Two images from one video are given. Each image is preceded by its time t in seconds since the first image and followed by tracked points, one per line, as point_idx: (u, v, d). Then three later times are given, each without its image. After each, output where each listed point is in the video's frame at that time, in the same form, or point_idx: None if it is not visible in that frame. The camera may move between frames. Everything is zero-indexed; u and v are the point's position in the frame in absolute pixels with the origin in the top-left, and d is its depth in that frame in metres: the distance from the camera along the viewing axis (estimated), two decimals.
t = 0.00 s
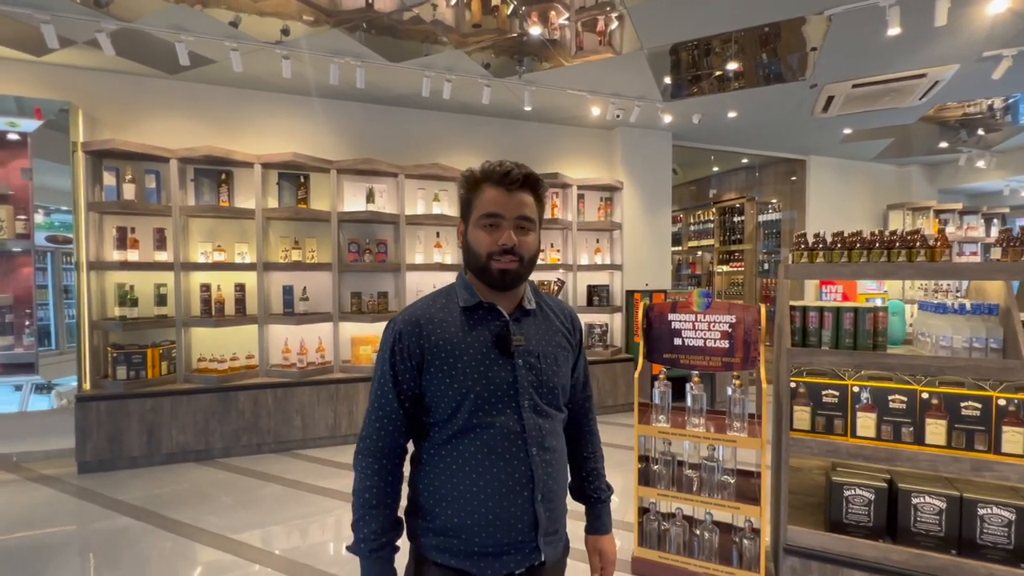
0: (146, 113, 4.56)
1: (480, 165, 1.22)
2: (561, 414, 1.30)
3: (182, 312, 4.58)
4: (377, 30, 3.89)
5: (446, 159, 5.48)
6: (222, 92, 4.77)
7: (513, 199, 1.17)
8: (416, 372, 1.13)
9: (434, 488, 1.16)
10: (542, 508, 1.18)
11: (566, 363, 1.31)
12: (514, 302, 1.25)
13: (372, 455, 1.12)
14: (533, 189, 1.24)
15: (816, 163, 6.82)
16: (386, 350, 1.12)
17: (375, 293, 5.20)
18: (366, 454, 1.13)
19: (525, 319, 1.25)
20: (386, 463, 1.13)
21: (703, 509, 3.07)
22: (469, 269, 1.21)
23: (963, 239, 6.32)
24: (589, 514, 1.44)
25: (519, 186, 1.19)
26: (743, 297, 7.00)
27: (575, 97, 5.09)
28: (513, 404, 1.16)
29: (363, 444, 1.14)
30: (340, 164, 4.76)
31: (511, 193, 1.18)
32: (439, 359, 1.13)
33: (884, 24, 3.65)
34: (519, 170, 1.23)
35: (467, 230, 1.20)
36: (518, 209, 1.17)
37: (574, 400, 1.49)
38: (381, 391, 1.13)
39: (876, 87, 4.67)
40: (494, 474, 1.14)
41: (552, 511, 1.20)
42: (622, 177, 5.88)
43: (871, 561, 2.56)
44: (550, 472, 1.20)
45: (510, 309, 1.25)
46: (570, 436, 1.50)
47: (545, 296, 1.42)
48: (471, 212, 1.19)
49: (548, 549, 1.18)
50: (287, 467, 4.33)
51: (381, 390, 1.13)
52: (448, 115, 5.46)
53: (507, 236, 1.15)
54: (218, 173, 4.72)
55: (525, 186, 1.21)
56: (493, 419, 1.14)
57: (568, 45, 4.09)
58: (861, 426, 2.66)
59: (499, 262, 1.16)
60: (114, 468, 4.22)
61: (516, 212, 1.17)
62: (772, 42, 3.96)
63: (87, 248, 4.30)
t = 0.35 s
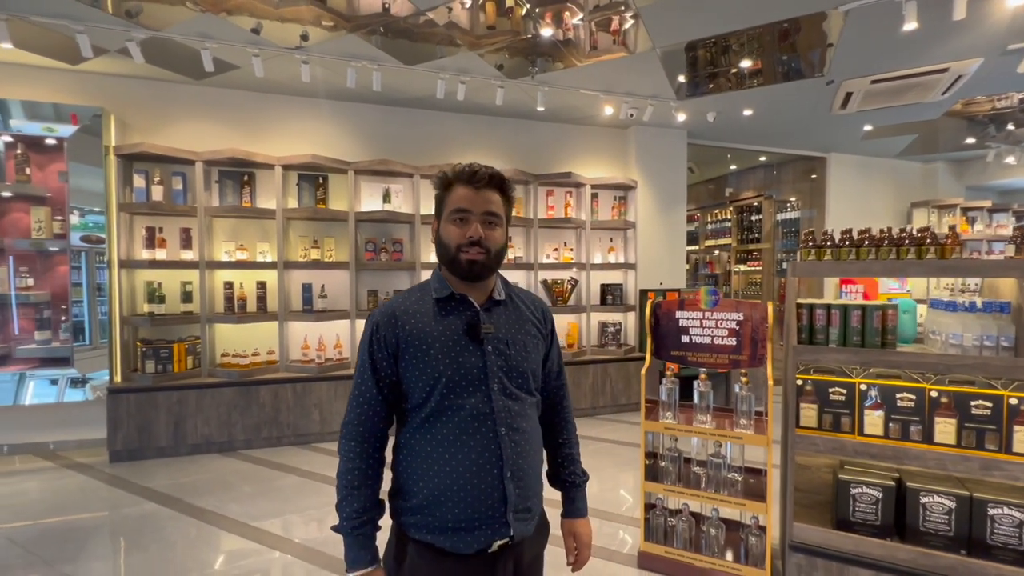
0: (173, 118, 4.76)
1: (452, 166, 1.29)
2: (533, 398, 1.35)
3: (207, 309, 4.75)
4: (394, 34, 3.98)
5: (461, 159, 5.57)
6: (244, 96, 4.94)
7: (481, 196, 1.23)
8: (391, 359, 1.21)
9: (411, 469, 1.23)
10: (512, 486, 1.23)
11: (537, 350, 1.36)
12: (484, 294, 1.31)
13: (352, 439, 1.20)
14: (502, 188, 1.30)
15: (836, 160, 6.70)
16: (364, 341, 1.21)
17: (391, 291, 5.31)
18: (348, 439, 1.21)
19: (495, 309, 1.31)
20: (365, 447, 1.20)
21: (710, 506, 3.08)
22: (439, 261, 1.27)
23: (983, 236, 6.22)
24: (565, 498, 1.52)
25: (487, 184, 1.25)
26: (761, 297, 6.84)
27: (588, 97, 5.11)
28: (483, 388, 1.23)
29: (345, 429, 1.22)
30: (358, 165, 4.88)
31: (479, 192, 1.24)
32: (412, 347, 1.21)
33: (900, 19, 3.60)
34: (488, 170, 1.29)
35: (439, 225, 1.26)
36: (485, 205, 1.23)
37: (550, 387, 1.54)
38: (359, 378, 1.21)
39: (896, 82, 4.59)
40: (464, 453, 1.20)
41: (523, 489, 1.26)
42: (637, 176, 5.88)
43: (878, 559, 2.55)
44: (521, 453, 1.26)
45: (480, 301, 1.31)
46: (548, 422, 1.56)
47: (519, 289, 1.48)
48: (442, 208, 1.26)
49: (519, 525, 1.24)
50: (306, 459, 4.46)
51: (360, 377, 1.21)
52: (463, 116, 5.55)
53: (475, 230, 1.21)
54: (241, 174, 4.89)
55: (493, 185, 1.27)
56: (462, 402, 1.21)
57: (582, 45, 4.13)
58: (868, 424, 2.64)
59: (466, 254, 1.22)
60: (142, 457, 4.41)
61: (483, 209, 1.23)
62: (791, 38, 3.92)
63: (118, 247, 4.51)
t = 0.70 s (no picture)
0: (193, 121, 4.87)
1: (437, 169, 1.31)
2: (504, 394, 1.39)
3: (225, 307, 4.86)
4: (406, 36, 4.04)
5: (473, 159, 5.61)
6: (260, 99, 5.04)
7: (465, 202, 1.26)
8: (365, 361, 1.23)
9: (387, 463, 1.26)
10: (484, 478, 1.28)
11: (508, 348, 1.40)
12: (459, 296, 1.34)
13: (329, 438, 1.23)
14: (485, 195, 1.33)
15: (852, 159, 6.63)
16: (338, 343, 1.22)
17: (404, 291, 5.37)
18: (325, 438, 1.24)
19: (468, 310, 1.34)
20: (341, 445, 1.23)
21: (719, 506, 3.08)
22: (418, 260, 1.29)
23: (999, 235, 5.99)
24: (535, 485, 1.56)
25: (471, 190, 1.28)
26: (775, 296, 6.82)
27: (600, 97, 5.12)
28: (455, 386, 1.26)
29: (321, 429, 1.24)
30: (372, 166, 4.95)
31: (463, 197, 1.26)
32: (387, 348, 1.23)
33: (916, 15, 3.55)
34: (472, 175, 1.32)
35: (420, 226, 1.28)
36: (467, 211, 1.26)
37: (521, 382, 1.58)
38: (334, 380, 1.23)
39: (913, 79, 4.53)
40: (437, 448, 1.24)
41: (495, 480, 1.31)
42: (649, 176, 5.87)
43: (887, 560, 2.53)
44: (493, 447, 1.31)
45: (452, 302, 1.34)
46: (518, 413, 1.59)
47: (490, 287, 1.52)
48: (425, 210, 1.28)
49: (491, 513, 1.29)
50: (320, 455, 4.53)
51: (334, 378, 1.22)
52: (476, 118, 5.60)
53: (456, 234, 1.24)
54: (258, 176, 5.00)
55: (475, 191, 1.30)
56: (436, 400, 1.24)
57: (594, 45, 4.14)
58: (879, 425, 2.63)
59: (446, 257, 1.24)
60: (163, 452, 4.54)
61: (466, 214, 1.26)
62: (806, 36, 3.88)
63: (140, 248, 4.63)
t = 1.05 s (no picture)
0: (196, 121, 4.86)
1: (438, 175, 1.27)
2: (501, 396, 1.40)
3: (229, 308, 4.85)
4: (410, 36, 4.02)
5: (477, 159, 5.59)
6: (264, 99, 5.02)
7: (462, 217, 1.23)
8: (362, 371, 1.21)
9: (389, 472, 1.25)
10: (488, 481, 1.28)
11: (504, 351, 1.40)
12: (451, 303, 1.34)
13: (328, 451, 1.20)
14: (485, 207, 1.30)
15: (857, 158, 6.61)
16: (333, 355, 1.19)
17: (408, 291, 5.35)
18: (322, 451, 1.21)
19: (463, 314, 1.34)
20: (341, 457, 1.20)
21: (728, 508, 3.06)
22: (411, 266, 1.28)
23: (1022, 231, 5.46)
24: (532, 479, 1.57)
25: (471, 204, 1.25)
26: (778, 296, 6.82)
27: (604, 97, 5.10)
28: (455, 391, 1.26)
29: (318, 442, 1.21)
30: (376, 167, 4.93)
31: (461, 211, 1.24)
32: (385, 357, 1.21)
33: (925, 13, 3.52)
34: (473, 186, 1.29)
35: (416, 233, 1.26)
36: (465, 224, 1.24)
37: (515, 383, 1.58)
38: (330, 392, 1.20)
39: (919, 78, 4.51)
40: (440, 454, 1.23)
41: (498, 483, 1.31)
42: (653, 176, 5.85)
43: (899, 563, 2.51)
44: (494, 451, 1.31)
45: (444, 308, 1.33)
46: (513, 413, 1.57)
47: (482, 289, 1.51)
48: (422, 217, 1.25)
49: (495, 515, 1.29)
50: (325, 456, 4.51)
51: (331, 391, 1.19)
52: (481, 118, 5.58)
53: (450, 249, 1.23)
54: (261, 177, 4.98)
55: (475, 204, 1.27)
56: (436, 406, 1.23)
57: (598, 44, 4.11)
58: (890, 428, 2.61)
59: (439, 269, 1.23)
60: (168, 452, 4.53)
61: (463, 228, 1.24)
62: (810, 35, 3.85)
63: (144, 249, 4.62)
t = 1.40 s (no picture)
0: (178, 118, 4.71)
1: (450, 167, 1.23)
2: (523, 405, 1.34)
3: (213, 310, 4.72)
4: (399, 32, 3.95)
5: (467, 157, 5.53)
6: (249, 95, 4.90)
7: (482, 204, 1.19)
8: (381, 376, 1.15)
9: (406, 484, 1.19)
10: (510, 496, 1.22)
11: (527, 358, 1.35)
12: (476, 303, 1.29)
13: (343, 460, 1.15)
14: (502, 193, 1.26)
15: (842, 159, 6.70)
16: (350, 359, 1.14)
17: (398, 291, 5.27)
18: (337, 460, 1.15)
19: (486, 317, 1.28)
20: (357, 467, 1.15)
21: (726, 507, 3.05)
22: (434, 264, 1.23)
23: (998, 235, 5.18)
24: (555, 497, 1.49)
25: (489, 190, 1.21)
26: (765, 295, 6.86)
27: (595, 95, 5.08)
28: (477, 400, 1.20)
29: (333, 451, 1.16)
30: (364, 165, 4.84)
31: (480, 198, 1.20)
32: (404, 362, 1.16)
33: (913, 15, 3.55)
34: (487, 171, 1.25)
35: (436, 228, 1.21)
36: (486, 212, 1.20)
37: (535, 391, 1.52)
38: (347, 398, 1.14)
39: (905, 80, 4.57)
40: (460, 468, 1.18)
41: (519, 499, 1.26)
42: (643, 175, 5.84)
43: (899, 560, 2.52)
44: (516, 464, 1.25)
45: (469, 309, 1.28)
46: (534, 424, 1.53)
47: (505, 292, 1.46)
48: (440, 212, 1.21)
49: (517, 534, 1.23)
50: (314, 461, 4.39)
51: (347, 396, 1.14)
52: (470, 116, 5.52)
53: (475, 238, 1.18)
54: (246, 174, 4.84)
55: (493, 191, 1.23)
56: (457, 416, 1.18)
57: (588, 43, 4.08)
58: (888, 426, 2.62)
59: (465, 262, 1.18)
60: (150, 459, 4.39)
61: (483, 216, 1.20)
62: (796, 36, 3.88)
63: (123, 248, 4.46)
